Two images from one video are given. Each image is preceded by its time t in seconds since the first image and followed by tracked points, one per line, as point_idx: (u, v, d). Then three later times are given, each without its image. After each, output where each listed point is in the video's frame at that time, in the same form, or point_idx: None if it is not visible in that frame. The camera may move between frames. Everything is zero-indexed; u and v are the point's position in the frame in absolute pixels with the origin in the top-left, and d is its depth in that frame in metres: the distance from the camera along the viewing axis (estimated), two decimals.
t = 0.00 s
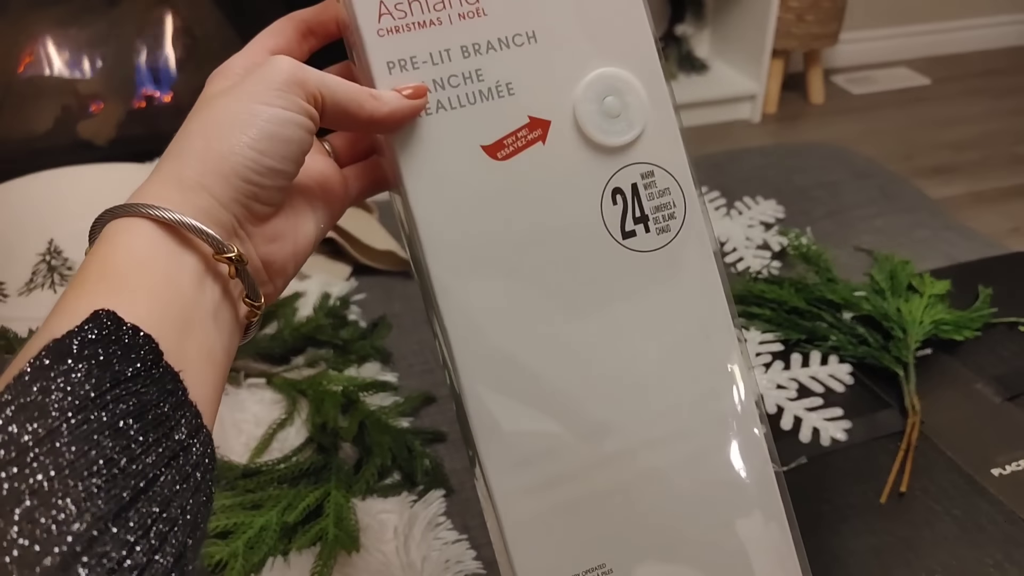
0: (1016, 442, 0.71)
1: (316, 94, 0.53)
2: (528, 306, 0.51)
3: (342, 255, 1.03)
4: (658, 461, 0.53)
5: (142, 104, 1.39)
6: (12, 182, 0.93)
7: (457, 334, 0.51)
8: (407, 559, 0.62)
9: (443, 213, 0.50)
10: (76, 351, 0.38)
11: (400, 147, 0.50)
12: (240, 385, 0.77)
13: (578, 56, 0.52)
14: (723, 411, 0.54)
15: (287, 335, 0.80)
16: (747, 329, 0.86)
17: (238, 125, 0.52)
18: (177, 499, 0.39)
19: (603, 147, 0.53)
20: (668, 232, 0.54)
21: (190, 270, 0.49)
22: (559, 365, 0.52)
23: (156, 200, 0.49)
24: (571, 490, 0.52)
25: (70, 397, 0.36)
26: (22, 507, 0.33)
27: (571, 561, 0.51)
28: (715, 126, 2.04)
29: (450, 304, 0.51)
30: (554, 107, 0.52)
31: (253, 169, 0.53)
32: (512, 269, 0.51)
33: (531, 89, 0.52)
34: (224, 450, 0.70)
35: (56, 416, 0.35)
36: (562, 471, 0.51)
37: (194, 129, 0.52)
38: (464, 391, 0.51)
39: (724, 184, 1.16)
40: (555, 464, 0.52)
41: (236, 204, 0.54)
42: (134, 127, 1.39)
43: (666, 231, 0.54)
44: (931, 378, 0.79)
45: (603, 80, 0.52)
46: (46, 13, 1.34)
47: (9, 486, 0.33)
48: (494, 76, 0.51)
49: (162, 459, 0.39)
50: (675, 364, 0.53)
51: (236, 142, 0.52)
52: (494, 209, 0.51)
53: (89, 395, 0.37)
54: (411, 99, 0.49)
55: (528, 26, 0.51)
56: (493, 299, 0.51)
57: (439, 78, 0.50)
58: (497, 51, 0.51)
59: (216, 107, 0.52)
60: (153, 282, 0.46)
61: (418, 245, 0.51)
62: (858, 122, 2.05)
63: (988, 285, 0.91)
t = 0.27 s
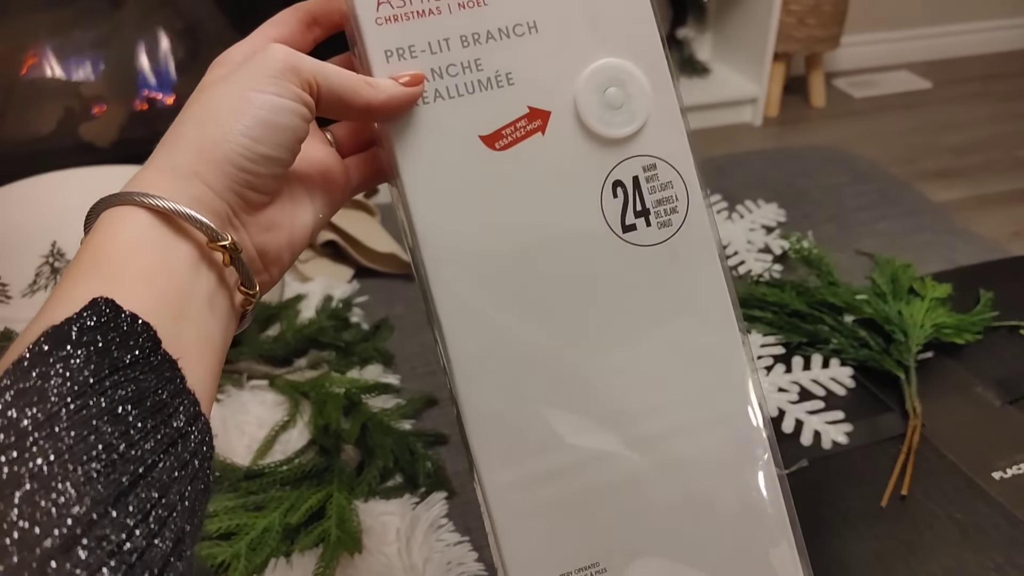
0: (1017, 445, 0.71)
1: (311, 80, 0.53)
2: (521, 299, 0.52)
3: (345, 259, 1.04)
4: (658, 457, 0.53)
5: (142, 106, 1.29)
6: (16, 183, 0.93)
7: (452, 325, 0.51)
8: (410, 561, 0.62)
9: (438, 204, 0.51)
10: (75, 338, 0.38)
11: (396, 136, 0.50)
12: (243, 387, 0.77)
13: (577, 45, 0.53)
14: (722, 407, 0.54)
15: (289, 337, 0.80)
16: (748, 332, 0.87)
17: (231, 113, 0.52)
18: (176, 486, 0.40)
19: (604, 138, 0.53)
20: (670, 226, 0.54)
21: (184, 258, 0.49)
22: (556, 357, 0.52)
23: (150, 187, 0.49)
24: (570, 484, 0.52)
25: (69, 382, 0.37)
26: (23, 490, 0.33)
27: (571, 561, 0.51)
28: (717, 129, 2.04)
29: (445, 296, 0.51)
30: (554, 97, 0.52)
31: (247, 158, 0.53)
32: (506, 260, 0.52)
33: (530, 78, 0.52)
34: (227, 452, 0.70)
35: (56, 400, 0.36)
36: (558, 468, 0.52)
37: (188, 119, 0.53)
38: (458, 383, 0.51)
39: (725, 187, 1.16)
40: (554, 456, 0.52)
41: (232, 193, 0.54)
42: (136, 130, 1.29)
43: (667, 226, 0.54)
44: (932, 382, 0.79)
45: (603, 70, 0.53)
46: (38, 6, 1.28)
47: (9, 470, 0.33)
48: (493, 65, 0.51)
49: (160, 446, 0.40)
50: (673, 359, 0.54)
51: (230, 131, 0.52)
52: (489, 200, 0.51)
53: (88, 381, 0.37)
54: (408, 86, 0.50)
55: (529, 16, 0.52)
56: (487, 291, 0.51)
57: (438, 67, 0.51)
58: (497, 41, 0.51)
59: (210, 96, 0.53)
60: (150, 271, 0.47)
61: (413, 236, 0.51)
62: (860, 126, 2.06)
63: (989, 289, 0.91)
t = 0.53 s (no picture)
0: (1019, 446, 0.71)
1: (302, 74, 0.53)
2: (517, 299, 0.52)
3: (347, 259, 1.04)
4: (659, 457, 0.53)
5: (145, 107, 1.28)
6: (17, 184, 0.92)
7: (446, 325, 0.51)
8: (411, 561, 0.62)
9: (433, 203, 0.51)
10: (69, 334, 0.38)
11: (393, 132, 0.50)
12: (244, 387, 0.77)
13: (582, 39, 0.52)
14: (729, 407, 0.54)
15: (290, 337, 0.80)
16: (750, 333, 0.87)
17: (221, 109, 0.52)
18: (172, 480, 0.40)
19: (608, 134, 0.52)
20: (677, 224, 0.54)
21: (174, 255, 0.50)
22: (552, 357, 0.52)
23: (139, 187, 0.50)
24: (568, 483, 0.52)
25: (64, 376, 0.37)
26: (17, 484, 0.33)
27: (571, 560, 0.52)
28: (719, 131, 2.04)
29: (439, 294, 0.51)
30: (555, 91, 0.52)
31: (237, 154, 0.54)
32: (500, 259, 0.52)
33: (531, 71, 0.51)
34: (229, 451, 0.70)
35: (50, 395, 0.36)
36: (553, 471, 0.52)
37: (180, 116, 0.53)
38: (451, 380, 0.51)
39: (727, 189, 1.16)
40: (550, 455, 0.52)
41: (223, 190, 0.54)
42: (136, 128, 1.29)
43: (674, 224, 0.54)
44: (934, 384, 0.79)
45: (609, 64, 0.52)
46: (40, 6, 1.27)
47: (5, 463, 0.33)
48: (495, 59, 0.51)
49: (155, 440, 0.40)
50: (675, 359, 0.53)
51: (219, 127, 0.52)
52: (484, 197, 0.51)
53: (82, 376, 0.37)
54: (404, 79, 0.50)
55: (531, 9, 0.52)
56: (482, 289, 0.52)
57: (437, 61, 0.51)
58: (500, 34, 0.51)
59: (203, 93, 0.53)
60: (141, 268, 0.47)
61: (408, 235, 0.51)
62: (861, 128, 2.06)
63: (991, 290, 0.91)
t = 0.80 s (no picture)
0: (1020, 448, 0.71)
1: (296, 87, 0.53)
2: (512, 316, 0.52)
3: (349, 260, 1.04)
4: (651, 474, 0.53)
5: (147, 107, 1.28)
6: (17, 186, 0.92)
7: (439, 337, 0.51)
8: (412, 561, 0.62)
9: (429, 215, 0.51)
10: (64, 346, 0.38)
11: (390, 144, 0.50)
12: (247, 387, 0.77)
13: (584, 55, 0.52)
14: (726, 425, 0.53)
15: (292, 338, 0.80)
16: (751, 335, 0.87)
17: (215, 121, 0.53)
18: (167, 489, 0.40)
19: (607, 151, 0.52)
20: (676, 245, 0.53)
21: (168, 266, 0.50)
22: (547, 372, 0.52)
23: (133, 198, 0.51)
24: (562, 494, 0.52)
25: (59, 388, 0.37)
26: (13, 494, 0.33)
27: (568, 564, 0.51)
28: (720, 133, 2.04)
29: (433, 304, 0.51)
30: (555, 107, 0.52)
31: (231, 166, 0.54)
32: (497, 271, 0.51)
33: (531, 86, 0.51)
34: (231, 451, 0.70)
35: (45, 407, 0.36)
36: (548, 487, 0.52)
37: (175, 129, 0.54)
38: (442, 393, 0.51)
39: (730, 191, 1.16)
40: (544, 466, 0.52)
41: (216, 202, 0.55)
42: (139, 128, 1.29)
43: (673, 244, 0.53)
44: (936, 386, 0.79)
45: (611, 80, 0.52)
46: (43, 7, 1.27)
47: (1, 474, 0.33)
48: (495, 75, 0.51)
49: (150, 450, 0.40)
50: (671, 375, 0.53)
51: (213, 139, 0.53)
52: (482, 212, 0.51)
53: (76, 388, 0.37)
54: (403, 92, 0.49)
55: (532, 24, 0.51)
56: (477, 301, 0.51)
57: (438, 74, 0.51)
58: (501, 50, 0.51)
59: (198, 105, 0.54)
60: (134, 281, 0.47)
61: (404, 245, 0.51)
62: (862, 131, 2.06)
63: (993, 293, 0.91)
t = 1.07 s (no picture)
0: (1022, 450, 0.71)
1: (307, 102, 0.53)
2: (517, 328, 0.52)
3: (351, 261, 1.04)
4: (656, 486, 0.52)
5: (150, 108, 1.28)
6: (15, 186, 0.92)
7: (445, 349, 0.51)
8: (416, 562, 0.62)
9: (437, 223, 0.51)
10: (75, 360, 0.38)
11: (399, 155, 0.51)
12: (249, 387, 0.77)
13: (594, 67, 0.52)
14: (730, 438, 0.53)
15: (295, 338, 0.80)
16: (753, 336, 0.87)
17: (226, 135, 0.53)
18: (177, 504, 0.40)
19: (615, 167, 0.52)
20: (683, 260, 0.53)
21: (179, 280, 0.50)
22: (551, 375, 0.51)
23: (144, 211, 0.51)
24: (560, 500, 0.52)
25: (70, 403, 0.36)
26: (25, 510, 0.33)
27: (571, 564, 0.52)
28: (722, 135, 2.04)
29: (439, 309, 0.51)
30: (565, 120, 0.51)
31: (240, 179, 0.54)
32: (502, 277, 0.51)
33: (539, 101, 0.51)
34: (234, 451, 0.70)
35: (57, 421, 0.35)
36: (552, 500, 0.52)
37: (186, 142, 0.54)
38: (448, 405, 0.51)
39: (732, 192, 1.16)
40: (546, 476, 0.52)
41: (225, 215, 0.55)
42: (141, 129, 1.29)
43: (680, 259, 0.53)
44: (938, 388, 0.79)
45: (621, 95, 0.52)
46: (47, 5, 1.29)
47: (11, 491, 0.33)
48: (504, 88, 0.51)
49: (160, 465, 0.40)
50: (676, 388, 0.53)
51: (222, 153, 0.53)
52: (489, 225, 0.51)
53: (88, 403, 0.37)
54: (412, 105, 0.50)
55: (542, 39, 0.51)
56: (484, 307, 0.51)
57: (447, 87, 0.51)
58: (510, 64, 0.51)
59: (209, 119, 0.54)
60: (145, 294, 0.47)
61: (411, 253, 0.51)
62: (864, 133, 2.06)
63: (995, 295, 0.91)
